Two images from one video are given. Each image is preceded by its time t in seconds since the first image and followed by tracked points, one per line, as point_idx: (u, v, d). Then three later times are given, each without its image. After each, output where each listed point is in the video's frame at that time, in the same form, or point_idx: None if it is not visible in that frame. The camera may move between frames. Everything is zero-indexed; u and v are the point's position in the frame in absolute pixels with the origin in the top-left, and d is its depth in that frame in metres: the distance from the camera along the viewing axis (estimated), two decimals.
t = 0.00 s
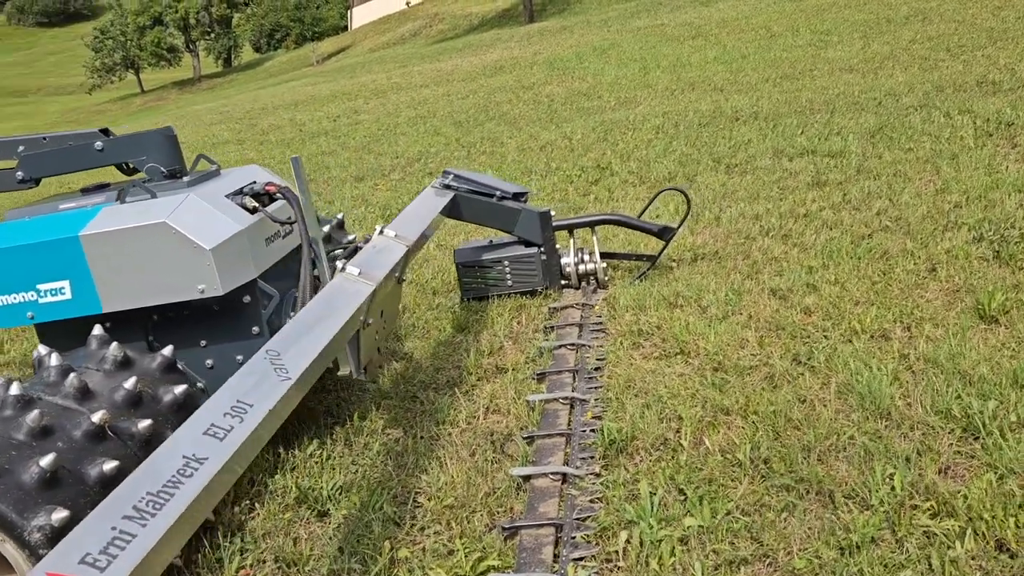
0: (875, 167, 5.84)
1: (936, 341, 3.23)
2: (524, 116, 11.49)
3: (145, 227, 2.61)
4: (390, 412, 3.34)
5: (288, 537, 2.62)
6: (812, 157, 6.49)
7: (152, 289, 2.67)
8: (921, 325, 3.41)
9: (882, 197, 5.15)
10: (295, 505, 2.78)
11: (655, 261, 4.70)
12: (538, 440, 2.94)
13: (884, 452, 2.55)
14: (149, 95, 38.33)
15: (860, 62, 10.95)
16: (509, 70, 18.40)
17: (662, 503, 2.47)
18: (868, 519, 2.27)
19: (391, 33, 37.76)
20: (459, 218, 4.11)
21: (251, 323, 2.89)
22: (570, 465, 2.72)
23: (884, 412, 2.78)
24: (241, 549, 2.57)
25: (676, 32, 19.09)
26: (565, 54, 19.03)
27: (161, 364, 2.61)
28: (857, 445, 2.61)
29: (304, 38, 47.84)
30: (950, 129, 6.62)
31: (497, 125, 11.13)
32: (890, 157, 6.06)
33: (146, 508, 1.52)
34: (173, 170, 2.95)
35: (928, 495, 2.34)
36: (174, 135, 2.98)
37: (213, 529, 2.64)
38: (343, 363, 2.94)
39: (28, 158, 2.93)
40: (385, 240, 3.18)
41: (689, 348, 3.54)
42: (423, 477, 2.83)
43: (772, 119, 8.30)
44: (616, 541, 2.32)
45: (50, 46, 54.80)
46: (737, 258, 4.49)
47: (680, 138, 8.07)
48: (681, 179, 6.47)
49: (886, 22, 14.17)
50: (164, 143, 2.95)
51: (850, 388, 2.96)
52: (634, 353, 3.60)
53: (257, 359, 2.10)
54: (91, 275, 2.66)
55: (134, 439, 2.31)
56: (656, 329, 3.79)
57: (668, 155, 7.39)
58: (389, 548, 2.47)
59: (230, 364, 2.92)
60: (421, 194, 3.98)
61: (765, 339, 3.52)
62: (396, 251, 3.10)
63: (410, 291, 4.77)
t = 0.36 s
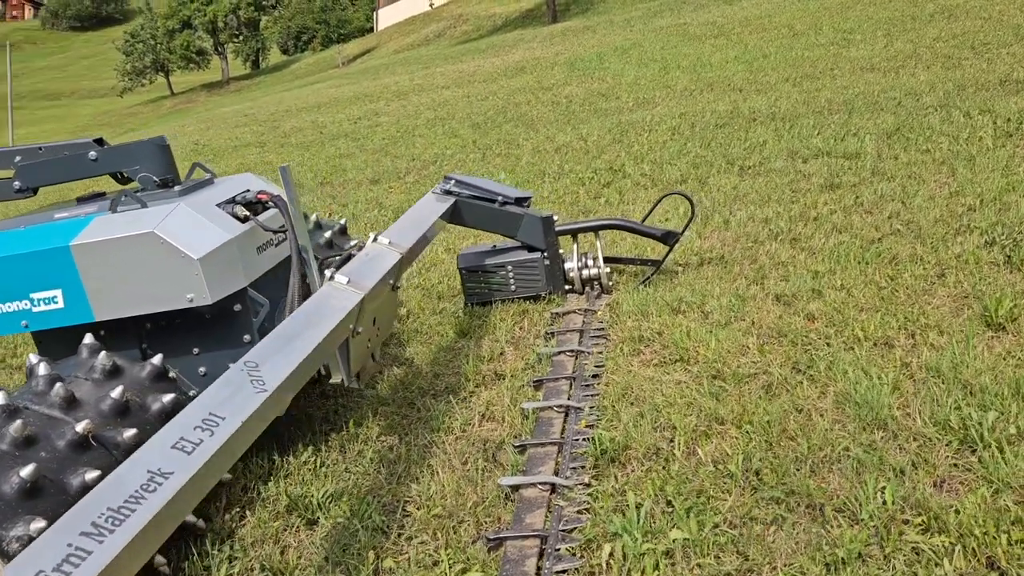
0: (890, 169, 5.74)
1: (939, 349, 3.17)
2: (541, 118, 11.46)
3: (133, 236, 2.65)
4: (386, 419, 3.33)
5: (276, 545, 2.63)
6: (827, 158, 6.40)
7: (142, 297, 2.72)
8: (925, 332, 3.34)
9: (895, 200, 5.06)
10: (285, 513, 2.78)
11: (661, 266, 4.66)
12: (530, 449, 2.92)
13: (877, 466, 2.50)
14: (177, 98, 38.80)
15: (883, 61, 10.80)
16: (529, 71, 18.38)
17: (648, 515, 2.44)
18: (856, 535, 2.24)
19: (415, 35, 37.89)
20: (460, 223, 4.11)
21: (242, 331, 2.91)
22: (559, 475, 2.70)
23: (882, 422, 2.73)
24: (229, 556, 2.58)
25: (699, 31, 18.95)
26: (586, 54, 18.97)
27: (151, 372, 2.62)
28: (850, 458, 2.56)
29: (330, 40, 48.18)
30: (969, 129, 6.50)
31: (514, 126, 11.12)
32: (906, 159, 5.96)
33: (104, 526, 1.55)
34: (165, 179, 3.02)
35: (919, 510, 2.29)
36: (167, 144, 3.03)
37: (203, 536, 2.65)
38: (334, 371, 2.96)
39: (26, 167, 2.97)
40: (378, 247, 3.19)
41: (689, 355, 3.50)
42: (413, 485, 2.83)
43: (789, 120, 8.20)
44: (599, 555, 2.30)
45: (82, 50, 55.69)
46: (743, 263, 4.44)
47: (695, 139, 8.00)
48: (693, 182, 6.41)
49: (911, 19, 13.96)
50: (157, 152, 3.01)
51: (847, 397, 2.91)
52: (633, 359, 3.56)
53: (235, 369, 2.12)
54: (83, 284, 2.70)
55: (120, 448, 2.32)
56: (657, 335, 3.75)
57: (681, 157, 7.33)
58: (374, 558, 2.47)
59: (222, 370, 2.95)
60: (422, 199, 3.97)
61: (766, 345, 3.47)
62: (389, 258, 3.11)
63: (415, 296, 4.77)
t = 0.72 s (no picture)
0: (905, 170, 5.67)
1: (947, 355, 3.11)
2: (557, 118, 11.44)
3: (131, 244, 2.66)
4: (386, 424, 3.33)
5: (271, 550, 2.63)
6: (842, 159, 6.33)
7: (140, 304, 2.72)
8: (934, 337, 3.29)
9: (909, 201, 4.99)
10: (282, 517, 2.78)
11: (669, 268, 4.62)
12: (528, 455, 2.90)
13: (877, 475, 2.46)
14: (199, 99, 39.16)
15: (903, 59, 10.66)
16: (547, 71, 18.36)
17: (643, 524, 2.42)
18: (852, 545, 2.21)
19: (434, 35, 37.97)
20: (465, 227, 4.10)
21: (242, 337, 2.92)
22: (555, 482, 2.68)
23: (884, 429, 2.68)
24: (224, 561, 2.59)
25: (717, 30, 18.84)
26: (605, 54, 18.91)
27: (149, 378, 2.65)
28: (850, 467, 2.52)
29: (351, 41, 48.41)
30: (988, 129, 6.39)
31: (529, 127, 11.10)
32: (921, 159, 5.87)
33: (83, 537, 1.56)
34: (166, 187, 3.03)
35: (918, 521, 2.26)
36: (169, 152, 3.05)
37: (198, 540, 2.66)
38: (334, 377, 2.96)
39: (30, 174, 3.01)
40: (378, 253, 3.19)
41: (693, 360, 3.46)
42: (410, 491, 2.82)
43: (805, 119, 8.12)
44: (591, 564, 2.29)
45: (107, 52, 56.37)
46: (752, 266, 4.39)
47: (709, 139, 7.93)
48: (705, 182, 6.36)
49: (932, 16, 13.79)
50: (157, 159, 3.03)
51: (850, 404, 2.86)
52: (636, 364, 3.53)
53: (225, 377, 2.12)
54: (83, 291, 2.71)
55: (114, 454, 2.32)
56: (661, 339, 3.72)
57: (695, 157, 7.27)
58: (367, 564, 2.46)
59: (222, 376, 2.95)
60: (427, 204, 3.96)
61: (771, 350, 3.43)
62: (389, 263, 3.11)
63: (422, 298, 4.76)
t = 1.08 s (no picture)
0: (921, 169, 5.58)
1: (957, 359, 3.04)
2: (572, 118, 11.41)
3: (130, 247, 2.65)
4: (388, 427, 3.31)
5: (267, 555, 2.62)
6: (857, 158, 6.24)
7: (139, 307, 2.71)
8: (945, 340, 3.22)
9: (924, 201, 4.90)
10: (280, 521, 2.77)
11: (678, 271, 4.57)
12: (527, 459, 2.87)
13: (880, 483, 2.41)
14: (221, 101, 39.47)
15: (923, 56, 10.52)
16: (565, 71, 18.32)
17: (640, 532, 2.39)
18: (852, 555, 2.17)
19: (454, 35, 38.00)
20: (470, 228, 4.09)
21: (242, 340, 2.91)
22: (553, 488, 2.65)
23: (891, 436, 2.63)
24: (221, 564, 2.58)
25: (736, 28, 18.70)
26: (623, 53, 18.83)
27: (148, 381, 2.63)
28: (854, 474, 2.47)
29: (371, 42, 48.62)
30: (1007, 127, 6.28)
31: (544, 127, 11.07)
32: (939, 158, 5.78)
33: (64, 544, 1.55)
34: (168, 192, 3.02)
35: (922, 530, 2.21)
36: (171, 155, 3.04)
37: (196, 544, 2.65)
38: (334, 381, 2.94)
39: (34, 178, 3.01)
40: (380, 256, 3.16)
41: (699, 363, 3.42)
42: (409, 495, 2.80)
43: (821, 118, 8.03)
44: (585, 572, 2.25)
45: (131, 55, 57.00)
46: (762, 268, 4.34)
47: (724, 139, 7.85)
48: (718, 183, 6.30)
49: (955, 13, 13.59)
50: (159, 164, 3.03)
51: (856, 409, 2.81)
52: (641, 368, 3.49)
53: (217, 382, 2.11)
54: (83, 294, 2.71)
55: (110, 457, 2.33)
56: (668, 342, 3.67)
57: (708, 157, 7.21)
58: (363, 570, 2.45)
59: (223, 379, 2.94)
60: (432, 205, 3.95)
61: (779, 353, 3.37)
62: (390, 266, 3.08)
63: (430, 301, 4.75)
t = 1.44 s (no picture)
0: (943, 167, 5.45)
1: (973, 364, 2.95)
2: (592, 117, 11.33)
3: (128, 248, 2.64)
4: (391, 430, 3.28)
5: (263, 560, 2.60)
6: (878, 157, 6.11)
7: (139, 308, 2.69)
8: (961, 344, 3.13)
9: (945, 200, 4.78)
10: (278, 525, 2.75)
11: (690, 271, 4.50)
12: (528, 465, 2.82)
13: (889, 492, 2.34)
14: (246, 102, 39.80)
15: (949, 52, 10.32)
16: (586, 70, 18.23)
17: (638, 541, 2.33)
18: (855, 568, 2.10)
19: (477, 35, 37.99)
20: (478, 229, 4.04)
21: (242, 342, 2.89)
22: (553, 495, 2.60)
23: (902, 443, 2.55)
24: (216, 569, 2.56)
25: (760, 25, 18.50)
26: (645, 51, 18.70)
27: (146, 383, 2.57)
28: (861, 482, 2.40)
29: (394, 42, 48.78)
30: None
31: (563, 126, 11.01)
32: (962, 156, 5.64)
33: (38, 549, 1.53)
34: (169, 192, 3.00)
35: (929, 542, 2.14)
36: (172, 155, 3.02)
37: (193, 548, 2.63)
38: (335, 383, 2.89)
39: (37, 179, 3.00)
40: (381, 256, 3.11)
41: (707, 366, 3.35)
42: (407, 500, 2.76)
43: (843, 116, 7.90)
44: None
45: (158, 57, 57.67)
46: (776, 269, 4.25)
47: (743, 138, 7.74)
48: (735, 182, 6.20)
49: (984, 8, 13.33)
50: (160, 164, 3.01)
51: (866, 415, 2.73)
52: (648, 371, 3.43)
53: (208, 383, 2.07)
54: (82, 295, 2.69)
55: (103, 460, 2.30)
56: (677, 344, 3.61)
57: (726, 156, 7.11)
58: None
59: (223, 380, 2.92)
60: (439, 205, 3.91)
61: (789, 356, 3.30)
62: (392, 267, 3.04)
63: (439, 302, 4.71)
